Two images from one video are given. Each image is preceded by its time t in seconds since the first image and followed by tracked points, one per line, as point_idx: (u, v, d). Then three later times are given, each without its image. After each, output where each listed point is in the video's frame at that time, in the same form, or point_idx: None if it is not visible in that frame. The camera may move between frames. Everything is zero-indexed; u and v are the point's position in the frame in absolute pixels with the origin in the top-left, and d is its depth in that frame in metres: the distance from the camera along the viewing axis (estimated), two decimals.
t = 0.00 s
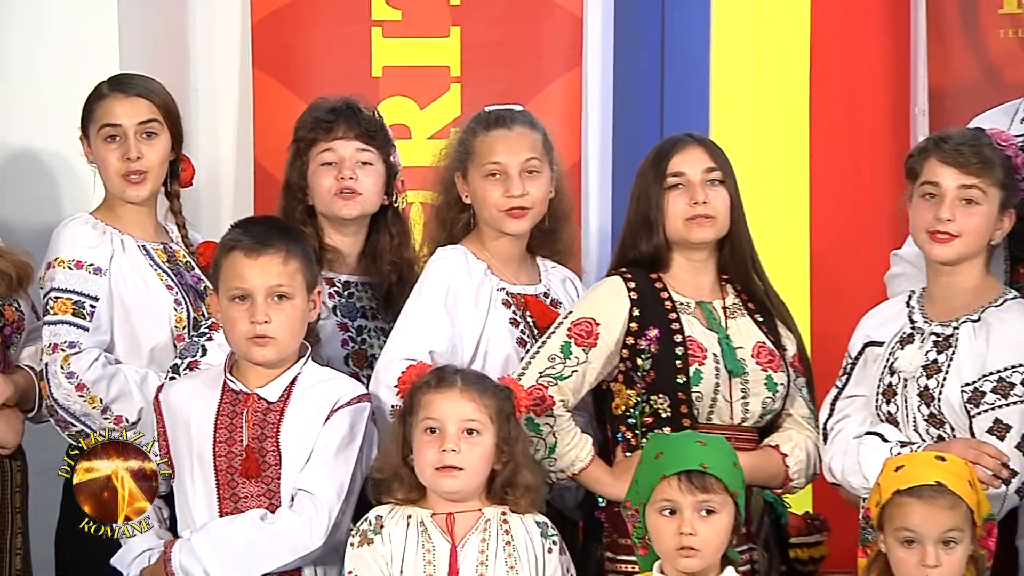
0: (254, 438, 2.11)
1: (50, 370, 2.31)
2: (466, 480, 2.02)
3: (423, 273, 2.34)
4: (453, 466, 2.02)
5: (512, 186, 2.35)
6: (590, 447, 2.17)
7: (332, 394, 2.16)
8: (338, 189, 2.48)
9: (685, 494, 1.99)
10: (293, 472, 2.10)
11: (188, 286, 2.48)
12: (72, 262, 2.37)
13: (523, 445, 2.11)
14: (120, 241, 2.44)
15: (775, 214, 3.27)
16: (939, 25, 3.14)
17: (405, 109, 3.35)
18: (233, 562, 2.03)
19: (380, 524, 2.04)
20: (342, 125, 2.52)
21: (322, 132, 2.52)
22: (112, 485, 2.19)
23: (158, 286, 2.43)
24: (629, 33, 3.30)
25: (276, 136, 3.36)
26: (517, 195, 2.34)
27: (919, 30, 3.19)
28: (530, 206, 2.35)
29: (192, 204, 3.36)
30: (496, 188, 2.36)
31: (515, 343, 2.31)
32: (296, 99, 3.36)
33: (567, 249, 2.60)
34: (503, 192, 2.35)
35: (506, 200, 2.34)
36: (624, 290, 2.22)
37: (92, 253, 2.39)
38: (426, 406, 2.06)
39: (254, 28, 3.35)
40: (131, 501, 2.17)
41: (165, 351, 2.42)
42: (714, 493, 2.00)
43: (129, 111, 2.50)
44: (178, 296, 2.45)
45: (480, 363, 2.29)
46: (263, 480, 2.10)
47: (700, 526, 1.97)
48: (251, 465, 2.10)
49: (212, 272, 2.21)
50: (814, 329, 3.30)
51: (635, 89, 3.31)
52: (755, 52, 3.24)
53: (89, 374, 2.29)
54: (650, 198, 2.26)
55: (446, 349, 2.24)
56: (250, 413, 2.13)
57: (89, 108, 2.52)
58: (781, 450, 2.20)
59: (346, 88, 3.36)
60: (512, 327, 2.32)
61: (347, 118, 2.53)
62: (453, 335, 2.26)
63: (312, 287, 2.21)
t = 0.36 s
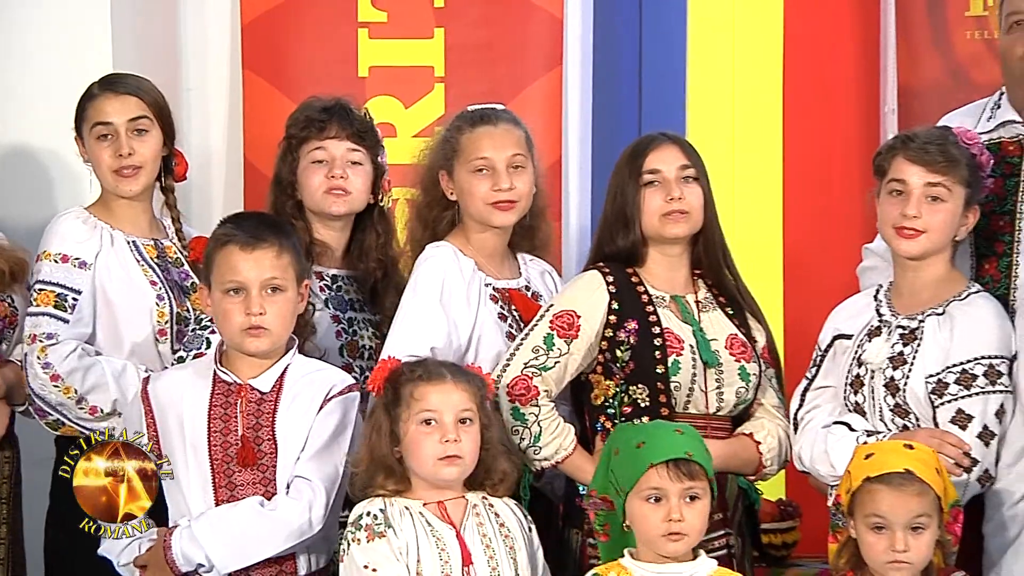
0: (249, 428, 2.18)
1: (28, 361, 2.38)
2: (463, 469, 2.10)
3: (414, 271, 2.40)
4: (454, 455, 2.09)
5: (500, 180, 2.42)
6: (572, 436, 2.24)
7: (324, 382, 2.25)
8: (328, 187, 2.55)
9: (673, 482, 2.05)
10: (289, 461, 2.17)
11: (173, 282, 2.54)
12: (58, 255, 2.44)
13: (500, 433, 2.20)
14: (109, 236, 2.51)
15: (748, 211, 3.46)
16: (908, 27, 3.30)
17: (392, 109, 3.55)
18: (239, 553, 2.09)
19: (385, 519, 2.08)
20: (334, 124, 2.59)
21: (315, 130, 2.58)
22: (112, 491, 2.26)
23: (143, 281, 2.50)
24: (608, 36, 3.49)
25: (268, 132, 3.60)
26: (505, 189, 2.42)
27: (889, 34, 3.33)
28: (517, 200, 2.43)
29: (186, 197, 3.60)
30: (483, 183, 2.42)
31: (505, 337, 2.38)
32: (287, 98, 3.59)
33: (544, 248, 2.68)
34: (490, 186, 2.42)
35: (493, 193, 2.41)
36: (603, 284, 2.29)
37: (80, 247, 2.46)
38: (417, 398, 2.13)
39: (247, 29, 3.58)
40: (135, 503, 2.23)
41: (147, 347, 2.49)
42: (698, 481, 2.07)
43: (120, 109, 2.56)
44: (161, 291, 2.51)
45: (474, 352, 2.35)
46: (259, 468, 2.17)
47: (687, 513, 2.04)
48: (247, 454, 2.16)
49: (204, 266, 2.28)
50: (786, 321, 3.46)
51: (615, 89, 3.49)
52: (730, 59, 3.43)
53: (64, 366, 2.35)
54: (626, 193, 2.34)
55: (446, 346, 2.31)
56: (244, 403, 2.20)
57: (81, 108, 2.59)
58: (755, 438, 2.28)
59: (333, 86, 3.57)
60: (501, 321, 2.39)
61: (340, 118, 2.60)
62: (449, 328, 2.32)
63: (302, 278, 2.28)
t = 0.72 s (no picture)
0: (232, 424, 2.25)
1: (5, 348, 2.49)
2: (438, 465, 2.16)
3: (396, 275, 2.47)
4: (426, 454, 2.16)
5: (483, 183, 2.50)
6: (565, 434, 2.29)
7: (304, 379, 2.31)
8: (316, 192, 2.63)
9: (667, 473, 2.06)
10: (271, 455, 2.24)
11: (160, 283, 2.61)
12: (47, 250, 2.54)
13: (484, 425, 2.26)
14: (102, 236, 2.59)
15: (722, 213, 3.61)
16: (874, 33, 3.47)
17: (372, 114, 3.58)
18: (219, 544, 2.16)
19: (357, 509, 2.17)
20: (318, 130, 2.66)
21: (300, 137, 2.66)
22: (112, 496, 2.38)
23: (127, 280, 2.57)
24: (585, 42, 3.56)
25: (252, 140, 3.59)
26: (487, 192, 2.50)
27: (856, 45, 3.49)
28: (496, 203, 2.51)
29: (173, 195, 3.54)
30: (466, 185, 2.50)
31: (486, 336, 2.46)
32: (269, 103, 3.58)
33: (516, 248, 2.77)
34: (473, 189, 2.49)
35: (475, 196, 2.49)
36: (587, 285, 2.34)
37: (70, 244, 2.56)
38: (393, 397, 2.19)
39: (230, 36, 3.57)
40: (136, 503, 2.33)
41: (127, 346, 2.56)
42: (680, 475, 2.09)
43: (107, 120, 2.63)
44: (143, 290, 2.58)
45: (458, 352, 2.43)
46: (242, 462, 2.23)
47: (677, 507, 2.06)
48: (231, 449, 2.23)
49: (189, 267, 2.35)
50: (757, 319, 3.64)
51: (592, 95, 3.57)
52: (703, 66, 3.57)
53: (37, 354, 2.45)
54: (601, 197, 2.41)
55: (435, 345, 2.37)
56: (227, 400, 2.26)
57: (73, 119, 2.67)
58: (732, 430, 2.36)
59: (316, 95, 3.58)
60: (480, 320, 2.46)
61: (324, 123, 2.68)
62: (436, 329, 2.39)
63: (284, 279, 2.35)
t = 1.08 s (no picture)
0: (218, 420, 2.31)
1: None
2: (411, 462, 2.22)
3: (381, 277, 2.53)
4: (398, 450, 2.22)
5: (466, 188, 2.57)
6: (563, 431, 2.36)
7: (287, 379, 2.35)
8: (309, 193, 2.70)
9: (639, 464, 2.14)
10: (255, 449, 2.29)
11: (151, 283, 2.69)
12: (42, 250, 2.62)
13: (472, 421, 2.28)
14: (98, 237, 2.67)
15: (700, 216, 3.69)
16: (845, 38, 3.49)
17: (361, 120, 3.75)
18: (192, 532, 2.22)
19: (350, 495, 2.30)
20: (313, 134, 2.74)
21: (294, 140, 2.73)
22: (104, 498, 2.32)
23: (118, 280, 2.64)
24: (566, 47, 3.71)
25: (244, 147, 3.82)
26: (469, 197, 2.57)
27: (828, 50, 3.52)
28: (479, 208, 2.58)
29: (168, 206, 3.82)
30: (449, 190, 2.57)
31: (469, 335, 2.53)
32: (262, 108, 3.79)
33: (499, 250, 2.85)
34: (456, 194, 2.56)
35: (458, 201, 2.56)
36: (578, 287, 2.41)
37: (65, 244, 2.63)
38: (376, 394, 2.26)
39: (226, 42, 3.79)
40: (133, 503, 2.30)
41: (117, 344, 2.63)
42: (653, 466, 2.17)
43: (106, 125, 2.71)
44: (133, 289, 2.65)
45: (440, 352, 2.50)
46: (226, 457, 2.29)
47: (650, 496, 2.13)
48: (215, 444, 2.29)
49: (179, 267, 2.41)
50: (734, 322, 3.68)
51: (574, 99, 3.71)
52: (681, 71, 3.66)
53: (27, 349, 2.52)
54: (585, 200, 2.48)
55: (416, 342, 2.44)
56: (214, 396, 2.32)
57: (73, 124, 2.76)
58: (715, 425, 2.44)
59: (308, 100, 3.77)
60: (464, 320, 2.54)
61: (318, 127, 2.75)
62: (420, 328, 2.46)
63: (270, 279, 2.42)
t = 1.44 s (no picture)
0: (215, 416, 2.38)
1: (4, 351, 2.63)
2: (414, 453, 2.27)
3: (367, 276, 2.61)
4: (402, 441, 2.27)
5: (452, 188, 2.64)
6: (542, 426, 2.43)
7: (283, 373, 2.45)
8: (303, 193, 2.78)
9: (609, 455, 2.19)
10: (252, 444, 2.37)
11: (146, 284, 2.78)
12: (39, 256, 2.69)
13: (464, 419, 2.36)
14: (89, 241, 2.75)
15: (682, 214, 3.85)
16: (824, 49, 3.67)
17: (353, 125, 3.87)
18: (196, 528, 2.28)
19: (341, 495, 2.29)
20: (308, 137, 2.82)
21: (290, 143, 2.81)
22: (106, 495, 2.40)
23: (115, 282, 2.73)
24: (553, 52, 3.86)
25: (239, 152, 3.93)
26: (456, 197, 2.64)
27: (805, 59, 3.73)
28: (466, 206, 2.65)
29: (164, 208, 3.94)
30: (436, 191, 2.65)
31: (453, 333, 2.60)
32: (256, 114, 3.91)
33: (492, 251, 2.93)
34: (442, 194, 2.64)
35: (445, 200, 2.64)
36: (560, 286, 2.50)
37: (59, 249, 2.70)
38: (375, 388, 2.31)
39: (222, 50, 3.91)
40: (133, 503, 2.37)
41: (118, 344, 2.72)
42: (632, 458, 2.20)
43: (102, 123, 2.79)
44: (131, 290, 2.75)
45: (422, 348, 2.57)
46: (225, 452, 2.36)
47: (623, 485, 2.17)
48: (213, 439, 2.36)
49: (173, 267, 2.49)
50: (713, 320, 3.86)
51: (558, 104, 3.87)
52: (663, 76, 3.84)
53: (34, 355, 2.60)
54: (570, 203, 2.56)
55: (393, 339, 2.51)
56: (210, 393, 2.40)
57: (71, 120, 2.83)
58: (696, 421, 2.52)
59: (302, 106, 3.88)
60: (450, 318, 2.61)
61: (314, 131, 2.83)
62: (399, 325, 2.54)
63: (260, 279, 2.49)
